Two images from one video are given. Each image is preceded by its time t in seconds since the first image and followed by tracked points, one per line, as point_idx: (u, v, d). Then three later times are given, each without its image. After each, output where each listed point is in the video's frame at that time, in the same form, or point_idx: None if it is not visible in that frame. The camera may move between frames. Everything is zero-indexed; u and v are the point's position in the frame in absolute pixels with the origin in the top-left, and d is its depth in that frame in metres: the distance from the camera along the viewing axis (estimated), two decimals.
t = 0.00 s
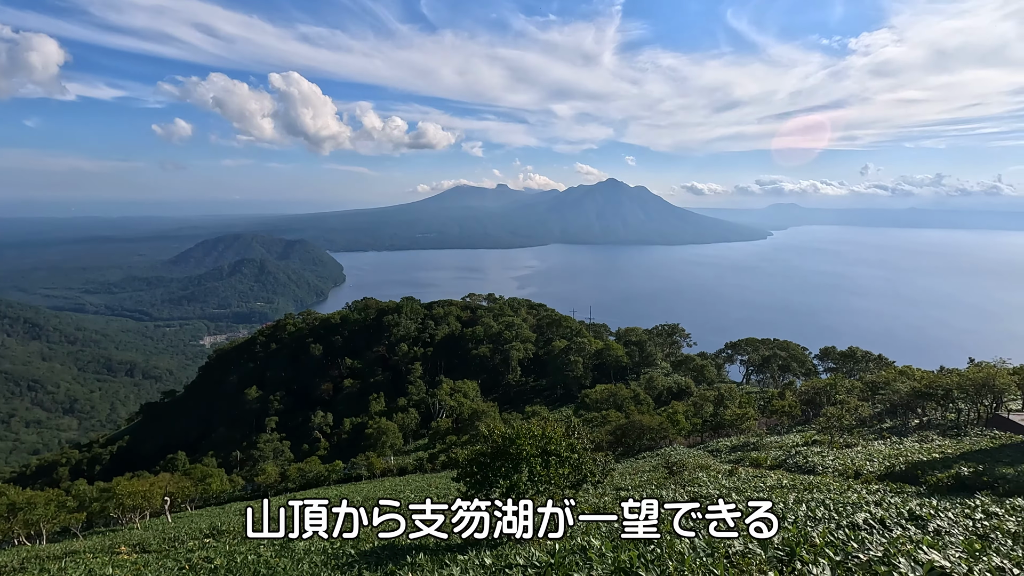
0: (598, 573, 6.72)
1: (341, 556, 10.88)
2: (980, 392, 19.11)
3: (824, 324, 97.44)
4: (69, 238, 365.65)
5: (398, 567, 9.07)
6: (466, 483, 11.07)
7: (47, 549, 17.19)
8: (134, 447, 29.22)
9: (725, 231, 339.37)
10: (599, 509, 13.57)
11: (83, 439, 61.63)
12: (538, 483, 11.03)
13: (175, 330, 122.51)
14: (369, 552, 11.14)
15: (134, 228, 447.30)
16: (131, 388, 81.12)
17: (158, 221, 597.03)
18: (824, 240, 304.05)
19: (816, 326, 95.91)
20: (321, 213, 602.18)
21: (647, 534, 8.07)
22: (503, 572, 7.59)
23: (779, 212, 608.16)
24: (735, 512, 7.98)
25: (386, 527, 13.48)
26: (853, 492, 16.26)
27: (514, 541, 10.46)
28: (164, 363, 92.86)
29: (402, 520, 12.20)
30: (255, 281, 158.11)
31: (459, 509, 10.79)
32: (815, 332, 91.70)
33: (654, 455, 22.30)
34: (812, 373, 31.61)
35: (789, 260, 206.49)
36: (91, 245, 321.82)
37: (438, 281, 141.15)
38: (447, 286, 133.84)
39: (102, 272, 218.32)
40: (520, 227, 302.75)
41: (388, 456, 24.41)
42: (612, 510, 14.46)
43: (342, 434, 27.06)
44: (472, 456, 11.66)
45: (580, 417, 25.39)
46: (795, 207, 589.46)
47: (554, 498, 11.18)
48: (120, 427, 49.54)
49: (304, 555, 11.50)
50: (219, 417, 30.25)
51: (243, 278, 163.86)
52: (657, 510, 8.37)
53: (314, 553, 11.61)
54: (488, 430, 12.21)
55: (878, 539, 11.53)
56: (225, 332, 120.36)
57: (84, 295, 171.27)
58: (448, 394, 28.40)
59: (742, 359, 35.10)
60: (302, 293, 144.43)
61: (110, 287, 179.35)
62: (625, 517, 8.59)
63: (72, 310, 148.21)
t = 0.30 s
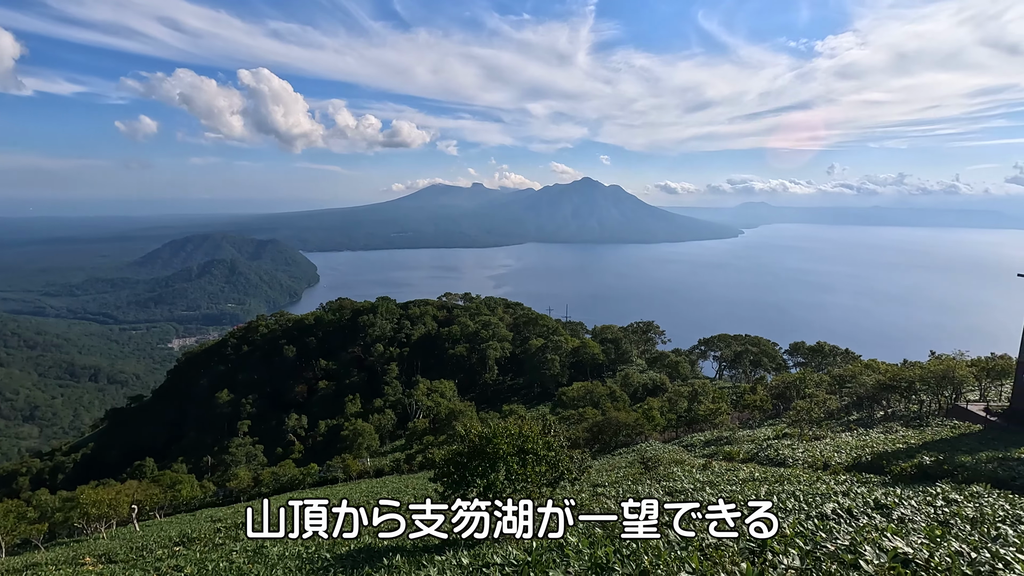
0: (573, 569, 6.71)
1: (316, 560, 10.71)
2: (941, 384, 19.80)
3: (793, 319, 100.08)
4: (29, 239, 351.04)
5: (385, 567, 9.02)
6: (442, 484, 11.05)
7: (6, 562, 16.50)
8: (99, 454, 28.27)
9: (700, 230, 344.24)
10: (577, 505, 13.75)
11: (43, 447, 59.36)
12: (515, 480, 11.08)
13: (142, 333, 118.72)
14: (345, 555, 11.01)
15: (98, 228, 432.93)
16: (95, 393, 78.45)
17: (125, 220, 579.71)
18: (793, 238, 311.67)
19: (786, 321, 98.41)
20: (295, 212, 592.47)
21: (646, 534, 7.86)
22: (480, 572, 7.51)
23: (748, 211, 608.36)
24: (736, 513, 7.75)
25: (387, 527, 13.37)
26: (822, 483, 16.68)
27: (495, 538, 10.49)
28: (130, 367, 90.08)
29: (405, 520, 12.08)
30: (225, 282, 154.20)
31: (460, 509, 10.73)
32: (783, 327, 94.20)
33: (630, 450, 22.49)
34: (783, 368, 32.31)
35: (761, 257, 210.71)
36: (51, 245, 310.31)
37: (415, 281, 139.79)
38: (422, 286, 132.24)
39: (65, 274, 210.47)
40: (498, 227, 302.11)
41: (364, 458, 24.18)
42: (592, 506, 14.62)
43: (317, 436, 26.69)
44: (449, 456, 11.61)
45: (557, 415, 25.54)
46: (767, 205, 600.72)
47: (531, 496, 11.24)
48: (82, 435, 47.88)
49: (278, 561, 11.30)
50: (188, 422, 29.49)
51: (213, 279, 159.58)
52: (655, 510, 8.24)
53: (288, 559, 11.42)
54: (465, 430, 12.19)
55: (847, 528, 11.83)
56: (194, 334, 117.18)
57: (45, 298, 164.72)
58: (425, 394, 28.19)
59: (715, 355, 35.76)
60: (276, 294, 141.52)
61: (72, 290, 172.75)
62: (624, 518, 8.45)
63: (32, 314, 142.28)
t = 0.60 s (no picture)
0: (551, 567, 6.73)
1: (292, 566, 10.52)
2: (905, 377, 20.45)
3: (763, 314, 102.83)
4: None
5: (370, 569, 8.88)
6: (420, 484, 11.11)
7: None
8: (63, 462, 27.33)
9: (675, 229, 349.11)
10: (556, 502, 13.92)
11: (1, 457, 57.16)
12: (494, 478, 11.15)
13: (107, 337, 114.88)
14: (321, 560, 10.88)
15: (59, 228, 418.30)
16: (58, 400, 75.79)
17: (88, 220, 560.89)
18: (764, 236, 318.69)
19: (756, 317, 101.00)
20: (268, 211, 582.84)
21: (646, 534, 7.62)
22: (458, 572, 7.42)
23: (721, 211, 607.67)
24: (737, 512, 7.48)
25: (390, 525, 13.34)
26: (793, 475, 17.04)
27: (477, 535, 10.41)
28: (96, 373, 87.26)
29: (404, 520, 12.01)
30: (195, 284, 150.07)
31: (460, 509, 10.34)
32: (753, 323, 96.73)
33: (607, 447, 22.66)
34: (755, 363, 33.01)
35: (734, 255, 214.45)
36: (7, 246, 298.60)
37: (392, 281, 138.39)
38: (400, 286, 131.15)
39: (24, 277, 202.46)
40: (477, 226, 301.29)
41: (340, 461, 23.94)
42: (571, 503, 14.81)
43: (292, 440, 26.30)
44: (426, 457, 11.69)
45: (534, 414, 25.60)
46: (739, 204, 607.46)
47: (509, 494, 11.36)
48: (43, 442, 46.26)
49: (253, 568, 11.12)
50: (158, 428, 28.75)
51: (183, 281, 155.02)
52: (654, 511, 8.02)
53: (264, 565, 11.28)
54: (442, 430, 12.35)
55: (817, 518, 12.15)
56: (163, 337, 113.89)
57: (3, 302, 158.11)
58: (402, 395, 27.94)
59: (690, 351, 36.34)
60: (248, 295, 138.47)
61: (33, 294, 166.22)
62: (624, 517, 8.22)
63: None
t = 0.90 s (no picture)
0: (533, 565, 6.71)
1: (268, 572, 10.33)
2: (873, 371, 21.08)
3: (737, 313, 104.94)
4: None
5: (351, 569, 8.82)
6: (399, 487, 11.56)
7: None
8: (26, 473, 26.32)
9: (654, 228, 353.18)
10: (536, 501, 14.08)
11: None
12: (473, 478, 11.66)
13: (72, 342, 110.92)
14: (299, 566, 10.76)
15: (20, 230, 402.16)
16: (19, 408, 72.92)
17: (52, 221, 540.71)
18: (738, 235, 324.80)
19: (730, 315, 103.05)
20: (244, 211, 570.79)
21: (646, 534, 7.51)
22: (438, 573, 7.37)
23: (695, 208, 608.25)
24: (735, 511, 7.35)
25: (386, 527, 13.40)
26: (767, 469, 17.41)
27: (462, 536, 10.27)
28: (61, 379, 84.28)
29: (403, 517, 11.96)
30: (165, 287, 145.88)
31: (460, 509, 9.79)
32: (727, 321, 98.68)
33: (586, 445, 22.76)
34: (730, 360, 33.61)
35: (711, 254, 217.81)
36: None
37: (369, 282, 136.62)
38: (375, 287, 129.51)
39: None
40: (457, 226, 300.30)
41: (317, 464, 23.64)
42: (551, 501, 15.03)
43: (267, 444, 25.85)
44: (405, 459, 12.11)
45: (514, 414, 25.56)
46: (714, 202, 608.23)
47: (488, 496, 11.77)
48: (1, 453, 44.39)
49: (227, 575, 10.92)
50: (128, 435, 27.94)
51: (153, 283, 150.55)
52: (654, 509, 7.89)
53: (239, 572, 11.11)
54: (422, 431, 12.70)
55: (791, 510, 12.44)
56: (133, 341, 110.35)
57: None
58: (381, 397, 27.68)
59: (666, 349, 36.84)
60: (222, 297, 135.22)
61: None
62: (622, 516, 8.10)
63: None
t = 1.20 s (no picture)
0: (511, 566, 6.69)
1: None
2: (844, 366, 21.59)
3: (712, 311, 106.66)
4: None
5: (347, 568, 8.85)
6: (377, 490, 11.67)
7: None
8: None
9: (632, 228, 356.60)
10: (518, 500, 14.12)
11: None
12: (452, 479, 11.79)
13: (36, 347, 106.64)
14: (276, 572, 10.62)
15: None
16: None
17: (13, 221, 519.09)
18: (713, 234, 329.95)
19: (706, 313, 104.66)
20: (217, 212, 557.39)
21: (646, 533, 7.39)
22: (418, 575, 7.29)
23: (672, 208, 608.05)
24: (735, 512, 7.20)
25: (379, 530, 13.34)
26: (742, 464, 17.70)
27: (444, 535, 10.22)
28: (23, 386, 80.97)
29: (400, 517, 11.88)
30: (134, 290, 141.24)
31: (460, 509, 9.48)
32: (703, 319, 100.25)
33: (566, 445, 22.79)
34: (706, 357, 34.14)
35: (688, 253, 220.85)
36: None
37: (346, 283, 134.64)
38: (352, 288, 127.74)
39: None
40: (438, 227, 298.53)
41: (294, 469, 23.30)
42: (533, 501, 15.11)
43: (242, 449, 25.35)
44: (384, 462, 12.22)
45: (494, 414, 25.53)
46: (690, 203, 608.35)
47: (469, 496, 11.88)
48: None
49: None
50: (95, 442, 27.08)
51: (122, 286, 145.73)
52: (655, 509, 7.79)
53: None
54: (401, 434, 12.80)
55: (764, 504, 12.70)
56: (100, 346, 106.75)
57: None
58: (358, 399, 27.38)
59: (644, 348, 37.23)
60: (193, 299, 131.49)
61: None
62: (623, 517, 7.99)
63: None
